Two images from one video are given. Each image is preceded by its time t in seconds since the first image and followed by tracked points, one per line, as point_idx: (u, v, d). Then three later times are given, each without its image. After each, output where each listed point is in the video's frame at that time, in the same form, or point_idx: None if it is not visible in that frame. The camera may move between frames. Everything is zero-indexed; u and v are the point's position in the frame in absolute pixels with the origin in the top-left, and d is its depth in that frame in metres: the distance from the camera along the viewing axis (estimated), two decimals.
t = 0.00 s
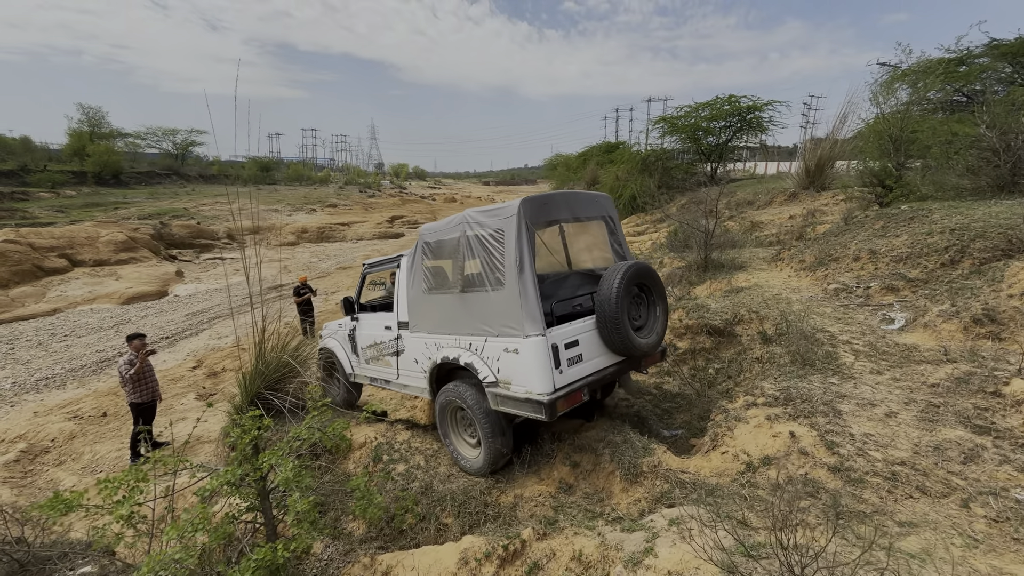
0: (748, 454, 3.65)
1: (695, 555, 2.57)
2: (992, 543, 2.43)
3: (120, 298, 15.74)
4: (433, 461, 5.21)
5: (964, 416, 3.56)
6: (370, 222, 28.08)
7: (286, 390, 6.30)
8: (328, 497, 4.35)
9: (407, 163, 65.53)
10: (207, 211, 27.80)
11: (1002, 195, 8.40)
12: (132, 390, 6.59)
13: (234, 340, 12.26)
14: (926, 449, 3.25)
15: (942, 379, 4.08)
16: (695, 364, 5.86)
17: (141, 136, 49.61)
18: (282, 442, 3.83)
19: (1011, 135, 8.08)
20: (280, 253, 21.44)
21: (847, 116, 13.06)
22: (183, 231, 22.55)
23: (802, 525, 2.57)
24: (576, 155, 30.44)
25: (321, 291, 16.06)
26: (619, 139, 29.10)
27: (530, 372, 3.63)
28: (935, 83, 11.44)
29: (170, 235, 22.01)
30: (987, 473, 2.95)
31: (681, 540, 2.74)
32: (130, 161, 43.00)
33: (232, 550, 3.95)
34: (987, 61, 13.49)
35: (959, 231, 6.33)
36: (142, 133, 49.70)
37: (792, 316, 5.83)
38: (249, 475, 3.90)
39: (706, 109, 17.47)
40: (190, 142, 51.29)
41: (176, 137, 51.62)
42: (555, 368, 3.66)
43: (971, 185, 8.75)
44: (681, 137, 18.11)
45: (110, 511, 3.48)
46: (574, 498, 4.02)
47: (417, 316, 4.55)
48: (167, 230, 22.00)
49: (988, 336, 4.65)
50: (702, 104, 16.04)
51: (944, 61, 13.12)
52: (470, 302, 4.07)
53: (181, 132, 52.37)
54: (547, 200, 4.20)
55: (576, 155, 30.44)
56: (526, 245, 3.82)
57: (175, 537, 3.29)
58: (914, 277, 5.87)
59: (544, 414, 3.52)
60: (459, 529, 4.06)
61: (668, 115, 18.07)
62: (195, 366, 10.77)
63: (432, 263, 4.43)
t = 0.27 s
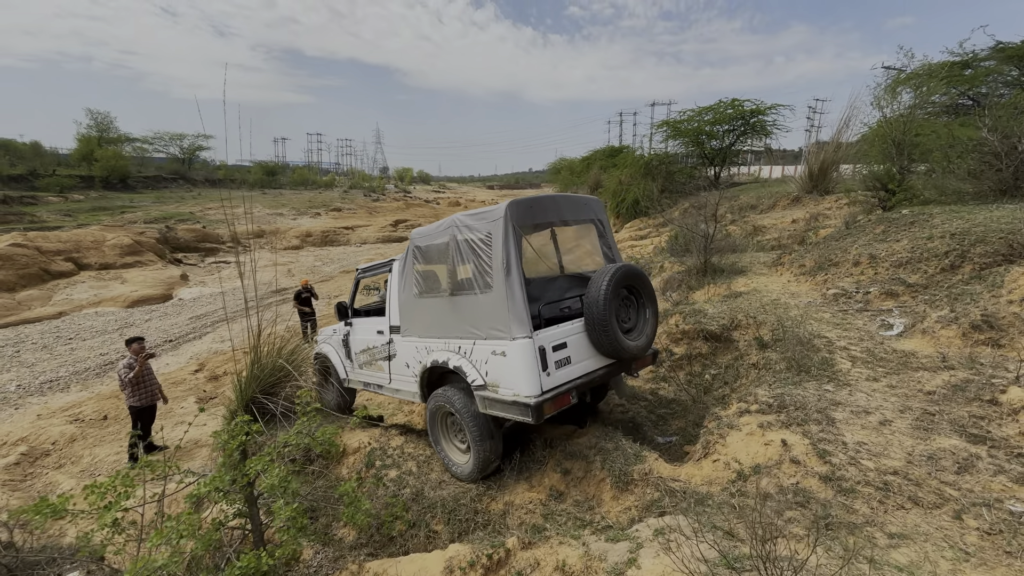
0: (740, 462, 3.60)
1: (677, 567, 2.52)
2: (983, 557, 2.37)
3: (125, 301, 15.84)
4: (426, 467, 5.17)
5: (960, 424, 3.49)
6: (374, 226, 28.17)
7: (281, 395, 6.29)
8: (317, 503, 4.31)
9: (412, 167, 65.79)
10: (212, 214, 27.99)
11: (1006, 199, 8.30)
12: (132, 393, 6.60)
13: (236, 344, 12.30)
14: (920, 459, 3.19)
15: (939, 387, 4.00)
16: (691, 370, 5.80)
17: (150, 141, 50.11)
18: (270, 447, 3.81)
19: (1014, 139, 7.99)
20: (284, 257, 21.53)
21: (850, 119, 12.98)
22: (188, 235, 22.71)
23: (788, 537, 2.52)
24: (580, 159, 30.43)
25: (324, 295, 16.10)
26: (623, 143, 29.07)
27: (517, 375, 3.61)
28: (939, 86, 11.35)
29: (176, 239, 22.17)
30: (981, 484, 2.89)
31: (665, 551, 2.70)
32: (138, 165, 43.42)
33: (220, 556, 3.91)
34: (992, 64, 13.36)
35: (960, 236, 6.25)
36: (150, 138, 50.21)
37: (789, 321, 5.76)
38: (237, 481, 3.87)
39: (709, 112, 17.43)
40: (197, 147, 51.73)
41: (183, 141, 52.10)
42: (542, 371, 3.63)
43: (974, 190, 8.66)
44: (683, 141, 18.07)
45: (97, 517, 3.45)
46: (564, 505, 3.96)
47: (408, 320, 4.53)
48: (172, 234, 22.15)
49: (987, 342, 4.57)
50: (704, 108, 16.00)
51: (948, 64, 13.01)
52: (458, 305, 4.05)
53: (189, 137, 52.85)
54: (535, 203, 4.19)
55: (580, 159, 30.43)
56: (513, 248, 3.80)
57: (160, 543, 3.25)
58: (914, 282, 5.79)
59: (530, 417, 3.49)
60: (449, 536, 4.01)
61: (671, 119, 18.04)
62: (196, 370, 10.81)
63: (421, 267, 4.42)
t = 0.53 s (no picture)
0: (741, 472, 3.55)
1: None
2: (987, 573, 2.31)
3: (136, 303, 16.06)
4: (427, 472, 5.16)
5: (967, 435, 3.42)
6: (382, 230, 28.35)
7: (285, 398, 6.32)
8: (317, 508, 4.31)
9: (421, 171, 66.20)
10: (224, 218, 28.34)
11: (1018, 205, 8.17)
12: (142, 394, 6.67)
13: (244, 346, 12.41)
14: (925, 471, 3.12)
15: (946, 397, 3.93)
16: (695, 377, 5.74)
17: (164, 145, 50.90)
18: (271, 451, 3.82)
19: None
20: (293, 260, 21.72)
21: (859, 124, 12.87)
22: (200, 238, 23.00)
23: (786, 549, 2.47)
24: (588, 163, 30.43)
25: (331, 298, 16.21)
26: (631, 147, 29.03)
27: (516, 386, 3.60)
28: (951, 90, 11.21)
29: (187, 242, 22.46)
30: (987, 497, 2.82)
31: (661, 562, 2.67)
32: (152, 169, 44.12)
33: (219, 560, 3.90)
34: (1006, 68, 13.17)
35: (970, 242, 6.16)
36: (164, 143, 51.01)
37: (795, 328, 5.70)
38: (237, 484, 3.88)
39: (717, 117, 17.38)
40: (210, 151, 52.43)
41: (196, 146, 52.87)
42: (542, 382, 3.62)
43: (985, 195, 8.54)
44: (691, 145, 18.01)
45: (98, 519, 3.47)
46: (563, 513, 3.93)
47: (411, 326, 4.54)
48: (184, 237, 22.44)
49: (997, 351, 4.48)
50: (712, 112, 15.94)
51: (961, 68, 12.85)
52: (460, 314, 4.06)
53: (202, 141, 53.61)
54: (538, 213, 4.18)
55: (587, 163, 30.43)
56: (515, 258, 3.80)
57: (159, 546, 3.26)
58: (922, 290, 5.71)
59: (529, 429, 3.47)
60: (447, 542, 3.99)
61: (679, 124, 18.00)
62: (205, 371, 10.91)
63: (425, 274, 4.43)
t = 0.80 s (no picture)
0: (750, 484, 3.50)
1: None
2: None
3: (153, 304, 16.33)
4: (434, 477, 5.16)
5: (984, 450, 3.35)
6: (393, 233, 28.53)
7: (296, 401, 6.38)
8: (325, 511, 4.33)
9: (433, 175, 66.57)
10: (238, 220, 28.73)
11: None
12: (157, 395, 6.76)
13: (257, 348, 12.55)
14: (940, 486, 3.06)
15: (964, 410, 3.84)
16: (705, 386, 5.69)
17: (181, 148, 51.76)
18: (281, 454, 3.85)
19: None
20: (305, 262, 21.94)
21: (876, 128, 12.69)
22: (215, 240, 23.34)
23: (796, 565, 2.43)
24: (599, 167, 30.37)
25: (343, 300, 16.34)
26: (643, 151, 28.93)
27: (518, 389, 3.60)
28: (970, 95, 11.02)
29: (203, 244, 22.79)
30: (1004, 515, 2.75)
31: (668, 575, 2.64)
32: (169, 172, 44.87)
33: (228, 562, 3.94)
34: None
35: (990, 251, 6.03)
36: (181, 146, 51.88)
37: (807, 337, 5.62)
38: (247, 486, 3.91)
39: (730, 121, 17.26)
40: (225, 154, 53.21)
41: (213, 149, 53.72)
42: (543, 386, 3.62)
43: (1005, 202, 8.37)
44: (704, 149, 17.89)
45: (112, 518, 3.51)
46: (569, 522, 3.91)
47: (416, 330, 4.57)
48: (200, 239, 22.78)
49: (1016, 363, 4.38)
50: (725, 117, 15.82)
51: (981, 71, 12.63)
52: (464, 318, 4.07)
53: (218, 145, 54.46)
54: (541, 219, 4.18)
55: (598, 167, 30.37)
56: (517, 264, 3.80)
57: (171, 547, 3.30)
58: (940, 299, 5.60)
59: (530, 432, 3.46)
60: (454, 548, 3.99)
61: (691, 128, 17.90)
62: (218, 372, 11.05)
63: (430, 279, 4.45)
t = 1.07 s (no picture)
0: (766, 491, 3.46)
1: None
2: None
3: (170, 303, 16.62)
4: (445, 478, 5.17)
5: (1008, 460, 3.27)
6: (406, 235, 28.70)
7: (309, 400, 6.43)
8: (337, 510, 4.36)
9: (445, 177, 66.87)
10: (254, 221, 29.13)
11: None
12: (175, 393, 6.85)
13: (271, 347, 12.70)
14: (962, 497, 2.99)
15: (987, 420, 3.75)
16: (719, 391, 5.63)
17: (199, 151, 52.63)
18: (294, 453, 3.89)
19: None
20: (319, 263, 22.16)
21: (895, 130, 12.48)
22: (231, 241, 23.68)
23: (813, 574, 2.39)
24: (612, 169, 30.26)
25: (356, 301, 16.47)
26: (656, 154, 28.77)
27: (527, 390, 3.60)
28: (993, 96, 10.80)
29: (219, 245, 23.14)
30: None
31: None
32: (187, 174, 45.67)
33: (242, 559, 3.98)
34: None
35: (1014, 256, 5.90)
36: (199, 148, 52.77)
37: (824, 342, 5.54)
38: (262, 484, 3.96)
39: (745, 123, 17.10)
40: (242, 156, 54.00)
41: (229, 151, 54.55)
42: (552, 387, 3.61)
43: None
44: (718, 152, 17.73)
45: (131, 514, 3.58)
46: (581, 526, 3.89)
47: (428, 331, 4.59)
48: (216, 239, 23.14)
49: None
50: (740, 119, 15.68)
51: (1005, 72, 12.36)
52: (474, 320, 4.09)
53: (234, 147, 55.29)
54: (551, 222, 4.18)
55: (611, 170, 30.26)
56: (527, 265, 3.81)
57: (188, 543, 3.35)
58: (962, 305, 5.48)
59: (539, 433, 3.45)
60: (465, 550, 3.99)
61: (706, 130, 17.76)
62: (233, 372, 11.21)
63: (441, 280, 4.47)
